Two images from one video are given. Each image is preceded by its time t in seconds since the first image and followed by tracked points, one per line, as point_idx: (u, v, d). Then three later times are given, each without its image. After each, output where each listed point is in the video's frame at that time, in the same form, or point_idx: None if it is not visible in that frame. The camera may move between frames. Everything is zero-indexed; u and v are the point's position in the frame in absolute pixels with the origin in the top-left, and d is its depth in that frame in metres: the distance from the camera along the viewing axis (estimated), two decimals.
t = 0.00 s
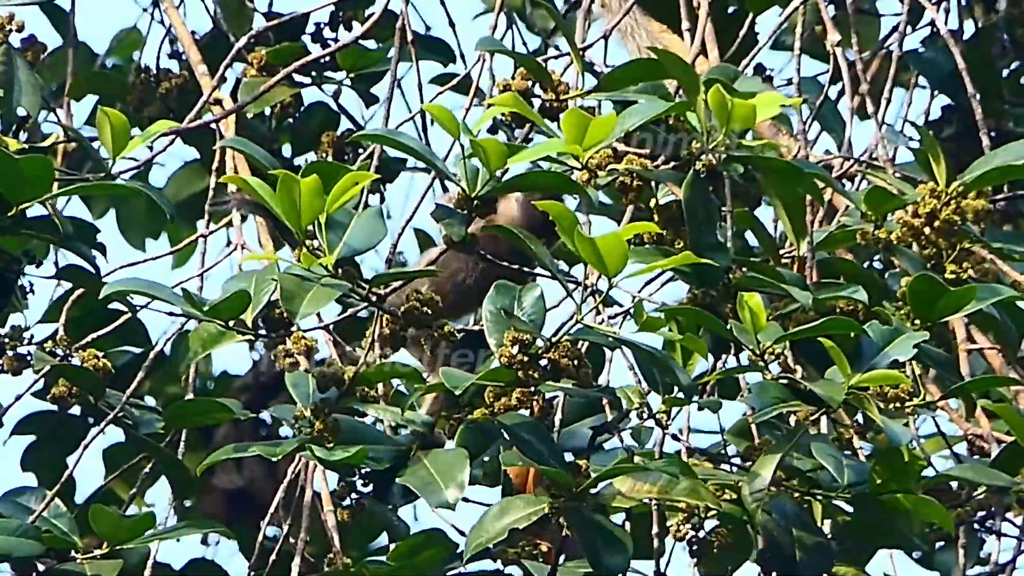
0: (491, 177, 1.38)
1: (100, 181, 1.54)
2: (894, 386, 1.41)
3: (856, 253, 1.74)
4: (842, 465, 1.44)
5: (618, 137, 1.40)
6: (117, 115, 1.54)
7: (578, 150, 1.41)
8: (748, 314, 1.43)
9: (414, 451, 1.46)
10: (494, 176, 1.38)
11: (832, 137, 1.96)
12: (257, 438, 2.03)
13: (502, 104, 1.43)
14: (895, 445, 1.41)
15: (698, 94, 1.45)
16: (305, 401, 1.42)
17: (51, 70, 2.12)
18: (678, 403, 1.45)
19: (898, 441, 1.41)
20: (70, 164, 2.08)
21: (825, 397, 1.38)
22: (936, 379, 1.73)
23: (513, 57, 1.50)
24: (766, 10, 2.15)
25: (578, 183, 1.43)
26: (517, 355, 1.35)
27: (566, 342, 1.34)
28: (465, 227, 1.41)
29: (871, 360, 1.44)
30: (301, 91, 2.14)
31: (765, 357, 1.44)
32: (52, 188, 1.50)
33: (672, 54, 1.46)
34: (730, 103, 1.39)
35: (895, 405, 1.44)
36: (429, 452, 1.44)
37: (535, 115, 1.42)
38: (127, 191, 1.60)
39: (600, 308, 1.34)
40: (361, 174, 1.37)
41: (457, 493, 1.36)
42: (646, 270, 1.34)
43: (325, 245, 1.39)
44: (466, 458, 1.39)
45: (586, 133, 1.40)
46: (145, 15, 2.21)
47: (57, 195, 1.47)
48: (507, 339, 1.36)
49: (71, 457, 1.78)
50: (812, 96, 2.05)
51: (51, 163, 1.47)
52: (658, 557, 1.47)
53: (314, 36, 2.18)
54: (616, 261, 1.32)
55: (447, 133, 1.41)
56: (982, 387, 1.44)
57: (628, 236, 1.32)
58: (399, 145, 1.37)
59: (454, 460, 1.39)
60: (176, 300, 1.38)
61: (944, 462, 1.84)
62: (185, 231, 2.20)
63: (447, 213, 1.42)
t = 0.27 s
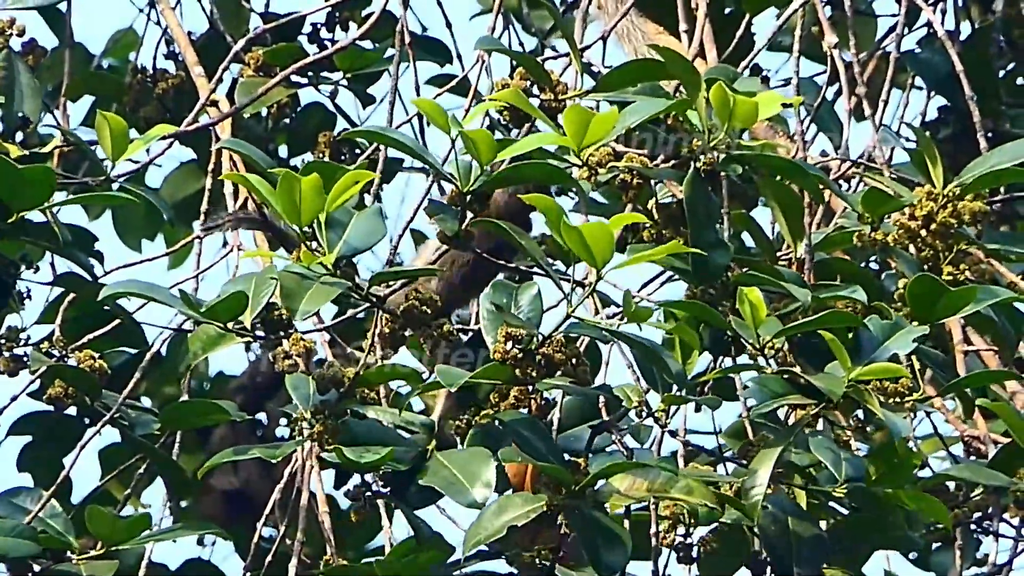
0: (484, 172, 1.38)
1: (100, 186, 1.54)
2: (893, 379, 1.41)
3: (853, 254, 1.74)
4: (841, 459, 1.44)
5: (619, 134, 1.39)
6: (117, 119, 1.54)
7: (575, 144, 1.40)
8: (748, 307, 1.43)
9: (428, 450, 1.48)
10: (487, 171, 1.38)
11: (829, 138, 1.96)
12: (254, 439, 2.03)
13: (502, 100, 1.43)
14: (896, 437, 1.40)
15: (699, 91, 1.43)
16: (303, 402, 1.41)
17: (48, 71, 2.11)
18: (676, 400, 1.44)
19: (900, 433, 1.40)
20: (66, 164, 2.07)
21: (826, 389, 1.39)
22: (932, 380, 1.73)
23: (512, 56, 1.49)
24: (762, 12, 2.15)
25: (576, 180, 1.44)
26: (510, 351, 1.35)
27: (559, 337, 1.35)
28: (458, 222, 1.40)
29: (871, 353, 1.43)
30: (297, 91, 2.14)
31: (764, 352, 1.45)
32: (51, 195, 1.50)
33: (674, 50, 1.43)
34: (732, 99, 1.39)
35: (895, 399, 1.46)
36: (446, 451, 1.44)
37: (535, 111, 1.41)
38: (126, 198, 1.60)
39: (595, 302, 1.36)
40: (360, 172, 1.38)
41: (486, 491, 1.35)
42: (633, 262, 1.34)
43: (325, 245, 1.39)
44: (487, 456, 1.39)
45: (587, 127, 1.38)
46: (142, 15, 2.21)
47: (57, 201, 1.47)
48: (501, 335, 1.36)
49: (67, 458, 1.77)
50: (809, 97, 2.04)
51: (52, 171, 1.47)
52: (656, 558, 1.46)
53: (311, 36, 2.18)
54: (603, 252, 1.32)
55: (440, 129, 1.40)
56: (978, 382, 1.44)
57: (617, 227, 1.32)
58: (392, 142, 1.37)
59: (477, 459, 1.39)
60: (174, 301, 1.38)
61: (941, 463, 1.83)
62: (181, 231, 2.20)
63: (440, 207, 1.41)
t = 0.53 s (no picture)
0: (489, 177, 1.38)
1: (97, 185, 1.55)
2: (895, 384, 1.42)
3: (851, 253, 1.74)
4: (841, 461, 1.45)
5: (617, 137, 1.40)
6: (114, 119, 1.55)
7: (575, 150, 1.40)
8: (750, 310, 1.43)
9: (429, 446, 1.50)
10: (490, 176, 1.38)
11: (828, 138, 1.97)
12: (253, 438, 2.03)
13: (501, 103, 1.43)
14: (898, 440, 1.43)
15: (698, 92, 1.43)
16: (304, 404, 1.42)
17: (46, 71, 2.11)
18: (675, 403, 1.45)
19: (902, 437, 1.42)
20: (65, 165, 2.07)
21: (828, 394, 1.39)
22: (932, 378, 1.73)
23: (510, 58, 1.49)
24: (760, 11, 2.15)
25: (577, 183, 1.42)
26: (514, 354, 1.35)
27: (563, 342, 1.35)
28: (460, 227, 1.41)
29: (873, 357, 1.45)
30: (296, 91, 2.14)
31: (765, 354, 1.45)
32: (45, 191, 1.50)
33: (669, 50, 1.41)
34: (729, 103, 1.39)
35: (896, 403, 1.45)
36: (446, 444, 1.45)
37: (535, 115, 1.42)
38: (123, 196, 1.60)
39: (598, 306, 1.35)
40: (360, 175, 1.39)
41: (482, 483, 1.37)
42: (641, 267, 1.34)
43: (324, 247, 1.39)
44: (487, 450, 1.40)
45: (585, 134, 1.39)
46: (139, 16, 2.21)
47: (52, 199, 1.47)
48: (504, 338, 1.36)
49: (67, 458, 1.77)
50: (807, 97, 2.05)
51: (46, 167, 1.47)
52: (656, 558, 1.46)
53: (309, 36, 2.18)
54: (615, 258, 1.32)
55: (443, 132, 1.40)
56: (984, 386, 1.43)
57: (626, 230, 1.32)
58: (396, 145, 1.37)
59: (475, 452, 1.40)
60: (174, 304, 1.38)
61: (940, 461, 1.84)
62: (180, 231, 2.20)
63: (441, 213, 1.42)
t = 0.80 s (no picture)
0: (489, 184, 1.38)
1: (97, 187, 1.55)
2: (891, 395, 1.43)
3: (852, 256, 1.74)
4: (838, 474, 1.43)
5: (613, 143, 1.40)
6: (114, 120, 1.55)
7: (573, 157, 1.40)
8: (745, 321, 1.42)
9: (422, 449, 1.50)
10: (491, 184, 1.38)
11: (829, 142, 1.97)
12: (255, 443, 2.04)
13: (497, 110, 1.42)
14: (894, 453, 1.41)
15: (694, 97, 1.43)
16: (301, 404, 1.41)
17: (47, 76, 2.11)
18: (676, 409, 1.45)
19: (898, 449, 1.41)
20: (66, 169, 2.07)
21: (821, 406, 1.39)
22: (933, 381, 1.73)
23: (510, 62, 1.48)
24: (761, 16, 2.15)
25: (575, 189, 1.43)
26: (513, 363, 1.35)
27: (562, 351, 1.34)
28: (460, 233, 1.40)
29: (869, 367, 1.45)
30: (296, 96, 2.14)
31: (761, 365, 1.45)
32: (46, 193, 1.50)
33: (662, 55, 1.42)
34: (726, 108, 1.38)
35: (892, 413, 1.45)
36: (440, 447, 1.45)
37: (532, 122, 1.41)
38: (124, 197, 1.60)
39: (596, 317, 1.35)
40: (358, 179, 1.38)
41: (476, 487, 1.37)
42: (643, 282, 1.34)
43: (322, 251, 1.39)
44: (480, 454, 1.40)
45: (581, 140, 1.39)
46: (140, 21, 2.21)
47: (52, 200, 1.47)
48: (504, 347, 1.36)
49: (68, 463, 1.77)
50: (808, 101, 2.05)
51: (47, 168, 1.47)
52: (656, 563, 1.47)
53: (310, 41, 2.18)
54: (617, 274, 1.32)
55: (444, 139, 1.40)
56: (981, 395, 1.43)
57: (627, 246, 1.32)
58: (399, 151, 1.37)
59: (470, 455, 1.41)
60: (172, 303, 1.37)
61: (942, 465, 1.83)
62: (181, 236, 2.20)
63: (441, 219, 1.41)
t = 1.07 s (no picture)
0: (489, 229, 1.39)
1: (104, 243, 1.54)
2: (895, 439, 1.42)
3: (856, 308, 1.74)
4: (842, 514, 1.43)
5: (615, 192, 1.41)
6: (122, 175, 1.55)
7: (576, 202, 1.41)
8: (750, 365, 1.43)
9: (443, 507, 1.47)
10: (490, 229, 1.39)
11: (833, 194, 1.97)
12: (259, 496, 2.04)
13: (502, 158, 1.44)
14: (898, 496, 1.42)
15: (698, 146, 1.45)
16: (306, 456, 1.42)
17: (52, 130, 2.11)
18: (680, 455, 1.43)
19: (902, 491, 1.41)
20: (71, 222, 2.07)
21: (826, 449, 1.39)
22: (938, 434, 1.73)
23: (513, 113, 1.50)
24: (764, 69, 2.16)
25: (578, 236, 1.44)
26: (514, 408, 1.36)
27: (562, 395, 1.35)
28: (461, 279, 1.39)
29: (874, 412, 1.44)
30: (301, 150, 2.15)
31: (765, 410, 1.46)
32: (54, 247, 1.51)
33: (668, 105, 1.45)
34: (730, 154, 1.40)
35: (895, 457, 1.45)
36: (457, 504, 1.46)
37: (536, 169, 1.43)
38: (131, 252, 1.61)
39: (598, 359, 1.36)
40: (362, 228, 1.39)
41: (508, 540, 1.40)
42: (637, 318, 1.35)
43: (326, 300, 1.40)
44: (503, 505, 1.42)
45: (585, 185, 1.40)
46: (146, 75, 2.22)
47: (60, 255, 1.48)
48: (504, 391, 1.36)
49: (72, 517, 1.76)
50: (812, 153, 2.06)
51: (54, 223, 1.48)
52: None
53: (314, 95, 2.19)
54: (610, 308, 1.33)
55: (443, 185, 1.40)
56: (986, 440, 1.44)
57: (621, 284, 1.33)
58: (398, 198, 1.38)
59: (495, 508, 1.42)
60: (177, 356, 1.38)
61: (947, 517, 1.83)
62: (186, 288, 2.21)
63: (441, 264, 1.40)
